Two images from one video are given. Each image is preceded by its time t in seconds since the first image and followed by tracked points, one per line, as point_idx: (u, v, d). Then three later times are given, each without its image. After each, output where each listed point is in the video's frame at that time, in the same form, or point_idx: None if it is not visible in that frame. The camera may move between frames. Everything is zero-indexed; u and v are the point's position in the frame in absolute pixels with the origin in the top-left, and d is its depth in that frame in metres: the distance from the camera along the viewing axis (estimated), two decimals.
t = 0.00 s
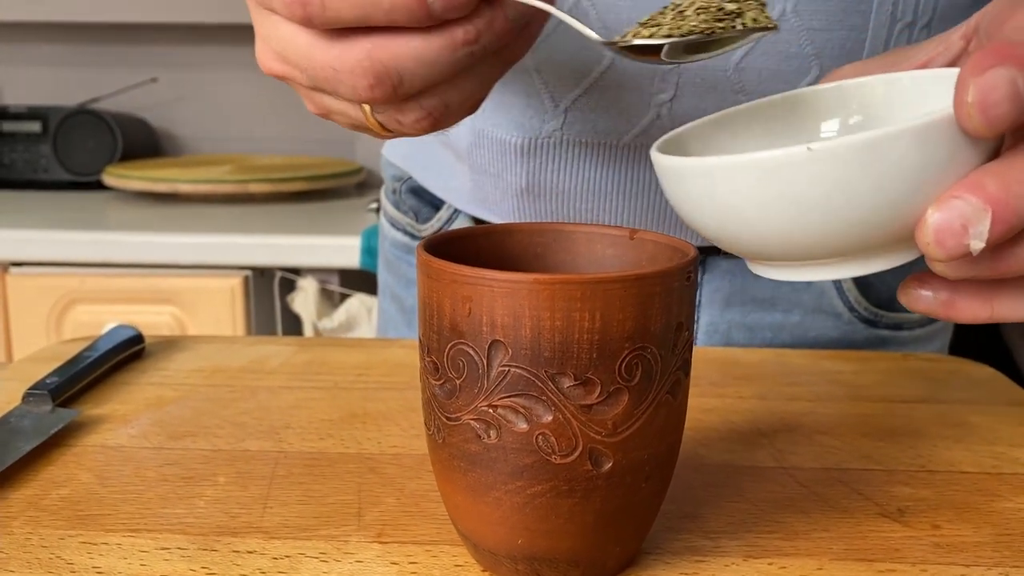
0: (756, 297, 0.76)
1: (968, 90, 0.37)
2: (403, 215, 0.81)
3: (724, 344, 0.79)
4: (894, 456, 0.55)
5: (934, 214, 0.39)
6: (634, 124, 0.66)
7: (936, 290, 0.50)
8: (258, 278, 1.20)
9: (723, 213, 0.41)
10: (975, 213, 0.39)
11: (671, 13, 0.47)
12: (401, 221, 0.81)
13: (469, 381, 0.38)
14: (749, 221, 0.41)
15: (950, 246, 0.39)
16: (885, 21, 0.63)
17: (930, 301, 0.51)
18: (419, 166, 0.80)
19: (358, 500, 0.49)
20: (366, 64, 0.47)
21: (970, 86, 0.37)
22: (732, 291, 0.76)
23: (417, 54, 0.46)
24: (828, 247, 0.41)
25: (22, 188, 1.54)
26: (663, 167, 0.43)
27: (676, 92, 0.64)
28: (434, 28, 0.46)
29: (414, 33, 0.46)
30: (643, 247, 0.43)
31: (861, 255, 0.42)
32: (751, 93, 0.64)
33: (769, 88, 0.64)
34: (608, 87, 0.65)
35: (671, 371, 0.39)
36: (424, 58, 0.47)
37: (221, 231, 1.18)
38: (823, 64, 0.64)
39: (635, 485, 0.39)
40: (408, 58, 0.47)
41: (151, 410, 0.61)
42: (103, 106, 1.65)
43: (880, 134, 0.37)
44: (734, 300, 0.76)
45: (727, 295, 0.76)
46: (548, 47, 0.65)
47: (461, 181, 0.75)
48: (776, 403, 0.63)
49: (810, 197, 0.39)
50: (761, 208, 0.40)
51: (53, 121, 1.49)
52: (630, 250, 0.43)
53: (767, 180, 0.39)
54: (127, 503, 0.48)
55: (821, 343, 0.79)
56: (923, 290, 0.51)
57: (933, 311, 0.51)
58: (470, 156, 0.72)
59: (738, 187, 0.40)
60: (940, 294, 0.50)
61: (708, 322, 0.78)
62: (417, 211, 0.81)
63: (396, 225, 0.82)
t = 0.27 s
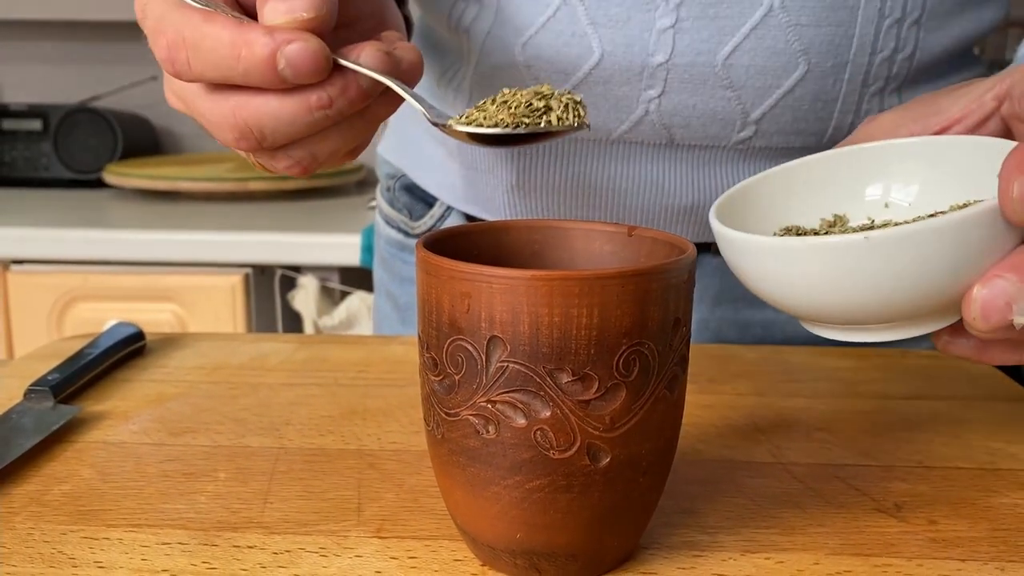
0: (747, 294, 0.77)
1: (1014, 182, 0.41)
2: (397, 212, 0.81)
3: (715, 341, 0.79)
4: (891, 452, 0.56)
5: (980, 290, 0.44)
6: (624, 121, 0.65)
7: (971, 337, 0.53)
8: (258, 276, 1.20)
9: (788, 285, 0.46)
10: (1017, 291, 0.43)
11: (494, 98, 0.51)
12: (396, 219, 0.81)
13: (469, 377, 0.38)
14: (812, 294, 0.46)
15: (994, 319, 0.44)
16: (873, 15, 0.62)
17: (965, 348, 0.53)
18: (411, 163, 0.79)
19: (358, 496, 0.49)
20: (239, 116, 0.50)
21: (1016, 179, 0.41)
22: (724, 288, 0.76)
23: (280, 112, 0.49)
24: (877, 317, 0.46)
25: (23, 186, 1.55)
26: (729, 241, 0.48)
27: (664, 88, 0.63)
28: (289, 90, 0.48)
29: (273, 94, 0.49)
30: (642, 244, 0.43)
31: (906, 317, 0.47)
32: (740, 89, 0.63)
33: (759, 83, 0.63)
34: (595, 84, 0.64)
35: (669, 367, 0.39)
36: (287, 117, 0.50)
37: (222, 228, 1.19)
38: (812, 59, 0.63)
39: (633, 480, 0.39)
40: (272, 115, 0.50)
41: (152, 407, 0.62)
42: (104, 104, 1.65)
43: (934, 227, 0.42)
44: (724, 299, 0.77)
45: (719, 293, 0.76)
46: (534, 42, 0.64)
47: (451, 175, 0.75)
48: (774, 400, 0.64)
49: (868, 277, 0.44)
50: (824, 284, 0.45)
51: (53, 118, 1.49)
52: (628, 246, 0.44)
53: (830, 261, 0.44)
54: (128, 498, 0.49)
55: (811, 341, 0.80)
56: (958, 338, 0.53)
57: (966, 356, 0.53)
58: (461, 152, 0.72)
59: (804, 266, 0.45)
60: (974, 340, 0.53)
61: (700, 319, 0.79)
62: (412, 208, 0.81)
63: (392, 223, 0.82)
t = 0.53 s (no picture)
0: (744, 290, 0.77)
1: None
2: (393, 211, 0.81)
3: (711, 338, 0.80)
4: (889, 448, 0.56)
5: (1008, 305, 0.44)
6: (620, 118, 0.65)
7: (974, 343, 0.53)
8: (258, 274, 1.20)
9: (823, 289, 0.47)
10: None
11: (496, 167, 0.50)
12: (391, 217, 0.81)
13: (465, 373, 0.39)
14: (844, 298, 0.46)
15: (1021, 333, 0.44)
16: (869, 11, 0.63)
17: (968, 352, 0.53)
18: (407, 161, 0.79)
19: (356, 492, 0.49)
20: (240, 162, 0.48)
21: None
22: (719, 285, 0.76)
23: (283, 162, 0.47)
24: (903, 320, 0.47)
25: (23, 184, 1.55)
26: (768, 246, 0.48)
27: (660, 84, 0.64)
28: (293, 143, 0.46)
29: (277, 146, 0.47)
30: (639, 242, 0.43)
31: (929, 322, 0.47)
32: (736, 85, 0.64)
33: (755, 79, 0.64)
34: (591, 80, 0.64)
35: (665, 364, 0.39)
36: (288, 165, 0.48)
37: (222, 226, 1.19)
38: (808, 54, 0.63)
39: (629, 476, 0.40)
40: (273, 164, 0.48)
41: (151, 404, 0.62)
42: (104, 102, 1.65)
43: (970, 241, 0.42)
44: (721, 295, 0.77)
45: (716, 289, 0.76)
46: (530, 39, 0.64)
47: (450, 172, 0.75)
48: (772, 397, 0.64)
49: (902, 285, 0.44)
50: (858, 290, 0.45)
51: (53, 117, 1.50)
52: (625, 244, 0.44)
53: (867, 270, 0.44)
54: (127, 495, 0.49)
55: (807, 337, 0.80)
56: (961, 344, 0.53)
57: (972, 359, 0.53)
58: (458, 149, 0.72)
59: (842, 273, 0.45)
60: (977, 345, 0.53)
61: (697, 315, 0.79)
62: (407, 207, 0.81)
63: (387, 221, 0.82)
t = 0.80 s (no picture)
0: (741, 287, 0.77)
1: None
2: (390, 209, 0.81)
3: (708, 335, 0.80)
4: (886, 446, 0.56)
5: (984, 297, 0.44)
6: (619, 114, 0.66)
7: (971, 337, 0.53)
8: (258, 272, 1.21)
9: (825, 293, 0.47)
10: None
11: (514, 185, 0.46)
12: (389, 215, 0.82)
13: (463, 370, 0.39)
14: (848, 301, 0.47)
15: (999, 325, 0.44)
16: (865, 8, 0.63)
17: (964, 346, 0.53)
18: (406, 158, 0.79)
19: (355, 489, 0.50)
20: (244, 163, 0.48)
21: None
22: (715, 282, 0.77)
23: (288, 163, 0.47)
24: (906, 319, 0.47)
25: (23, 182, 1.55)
26: (768, 252, 0.48)
27: (659, 81, 0.64)
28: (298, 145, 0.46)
29: (283, 148, 0.46)
30: (636, 239, 0.43)
31: (925, 319, 0.47)
32: (734, 82, 0.64)
33: (753, 76, 0.64)
34: (590, 76, 0.64)
35: (662, 361, 0.39)
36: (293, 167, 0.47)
37: (221, 224, 1.19)
38: (805, 51, 0.63)
39: (627, 472, 0.40)
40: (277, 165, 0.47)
41: (151, 401, 0.62)
42: (104, 101, 1.66)
43: (968, 239, 0.43)
44: (718, 291, 0.77)
45: (713, 285, 0.77)
46: (529, 35, 0.64)
47: (448, 170, 0.76)
48: (770, 395, 0.64)
49: (904, 286, 0.44)
50: (861, 292, 0.46)
51: (53, 115, 1.50)
52: (622, 241, 0.44)
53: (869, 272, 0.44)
54: (127, 491, 0.49)
55: (805, 334, 0.80)
56: (957, 337, 0.53)
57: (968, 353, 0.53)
58: (457, 146, 0.73)
59: (842, 275, 0.45)
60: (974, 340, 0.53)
61: (694, 312, 0.79)
62: (404, 204, 0.81)
63: (384, 218, 0.82)
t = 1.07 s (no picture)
0: (739, 283, 0.77)
1: None
2: (388, 207, 0.81)
3: (707, 331, 0.80)
4: (883, 442, 0.56)
5: (988, 289, 0.44)
6: (618, 111, 0.66)
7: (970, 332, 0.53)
8: (257, 270, 1.21)
9: (825, 287, 0.47)
10: None
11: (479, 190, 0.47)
12: (387, 213, 0.82)
13: (461, 365, 0.39)
14: (847, 295, 0.47)
15: (1003, 316, 0.44)
16: (863, 6, 0.63)
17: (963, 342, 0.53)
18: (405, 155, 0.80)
19: (355, 484, 0.50)
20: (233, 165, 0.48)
21: None
22: (712, 279, 0.77)
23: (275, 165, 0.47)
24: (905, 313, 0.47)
25: (23, 180, 1.55)
26: (768, 246, 0.48)
27: (657, 78, 0.64)
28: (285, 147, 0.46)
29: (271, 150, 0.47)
30: (634, 235, 0.43)
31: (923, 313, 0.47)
32: (732, 79, 0.64)
33: (751, 73, 0.64)
34: (589, 73, 0.64)
35: (659, 356, 0.40)
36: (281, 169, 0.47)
37: (221, 222, 1.19)
38: (803, 48, 0.64)
39: (624, 467, 0.40)
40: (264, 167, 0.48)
41: (150, 397, 0.62)
42: (104, 99, 1.66)
43: (966, 233, 0.43)
44: (716, 288, 0.78)
45: (711, 282, 0.77)
46: (527, 33, 0.64)
47: (446, 167, 0.76)
48: (768, 391, 0.64)
49: (902, 280, 0.45)
50: (860, 286, 0.46)
51: (53, 113, 1.50)
52: (620, 237, 0.44)
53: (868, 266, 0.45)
54: (127, 486, 0.49)
55: (804, 331, 0.81)
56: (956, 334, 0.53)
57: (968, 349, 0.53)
58: (455, 143, 0.73)
59: (842, 270, 0.46)
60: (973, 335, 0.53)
61: (692, 309, 0.79)
62: (402, 202, 0.81)
63: (382, 216, 0.82)
